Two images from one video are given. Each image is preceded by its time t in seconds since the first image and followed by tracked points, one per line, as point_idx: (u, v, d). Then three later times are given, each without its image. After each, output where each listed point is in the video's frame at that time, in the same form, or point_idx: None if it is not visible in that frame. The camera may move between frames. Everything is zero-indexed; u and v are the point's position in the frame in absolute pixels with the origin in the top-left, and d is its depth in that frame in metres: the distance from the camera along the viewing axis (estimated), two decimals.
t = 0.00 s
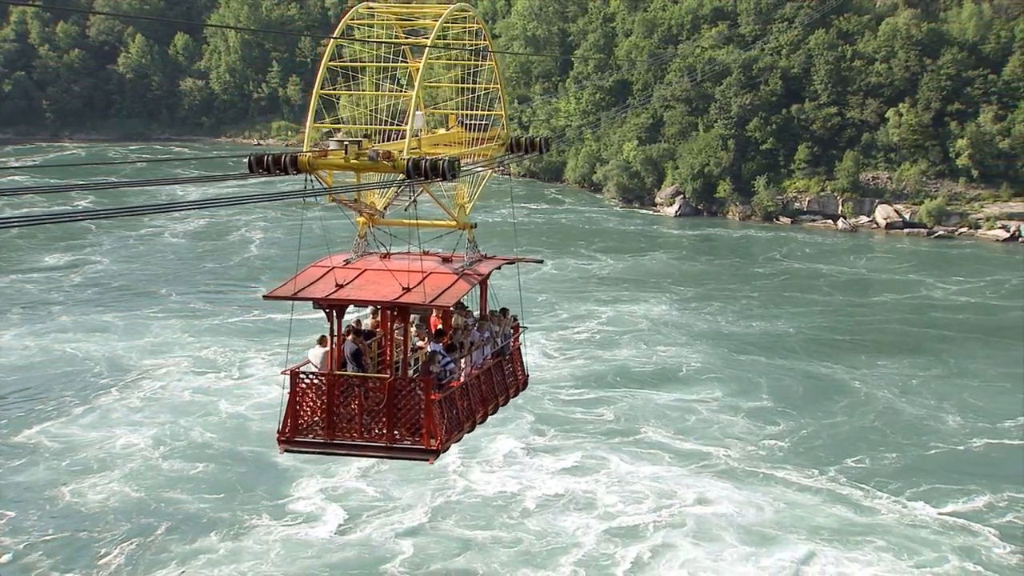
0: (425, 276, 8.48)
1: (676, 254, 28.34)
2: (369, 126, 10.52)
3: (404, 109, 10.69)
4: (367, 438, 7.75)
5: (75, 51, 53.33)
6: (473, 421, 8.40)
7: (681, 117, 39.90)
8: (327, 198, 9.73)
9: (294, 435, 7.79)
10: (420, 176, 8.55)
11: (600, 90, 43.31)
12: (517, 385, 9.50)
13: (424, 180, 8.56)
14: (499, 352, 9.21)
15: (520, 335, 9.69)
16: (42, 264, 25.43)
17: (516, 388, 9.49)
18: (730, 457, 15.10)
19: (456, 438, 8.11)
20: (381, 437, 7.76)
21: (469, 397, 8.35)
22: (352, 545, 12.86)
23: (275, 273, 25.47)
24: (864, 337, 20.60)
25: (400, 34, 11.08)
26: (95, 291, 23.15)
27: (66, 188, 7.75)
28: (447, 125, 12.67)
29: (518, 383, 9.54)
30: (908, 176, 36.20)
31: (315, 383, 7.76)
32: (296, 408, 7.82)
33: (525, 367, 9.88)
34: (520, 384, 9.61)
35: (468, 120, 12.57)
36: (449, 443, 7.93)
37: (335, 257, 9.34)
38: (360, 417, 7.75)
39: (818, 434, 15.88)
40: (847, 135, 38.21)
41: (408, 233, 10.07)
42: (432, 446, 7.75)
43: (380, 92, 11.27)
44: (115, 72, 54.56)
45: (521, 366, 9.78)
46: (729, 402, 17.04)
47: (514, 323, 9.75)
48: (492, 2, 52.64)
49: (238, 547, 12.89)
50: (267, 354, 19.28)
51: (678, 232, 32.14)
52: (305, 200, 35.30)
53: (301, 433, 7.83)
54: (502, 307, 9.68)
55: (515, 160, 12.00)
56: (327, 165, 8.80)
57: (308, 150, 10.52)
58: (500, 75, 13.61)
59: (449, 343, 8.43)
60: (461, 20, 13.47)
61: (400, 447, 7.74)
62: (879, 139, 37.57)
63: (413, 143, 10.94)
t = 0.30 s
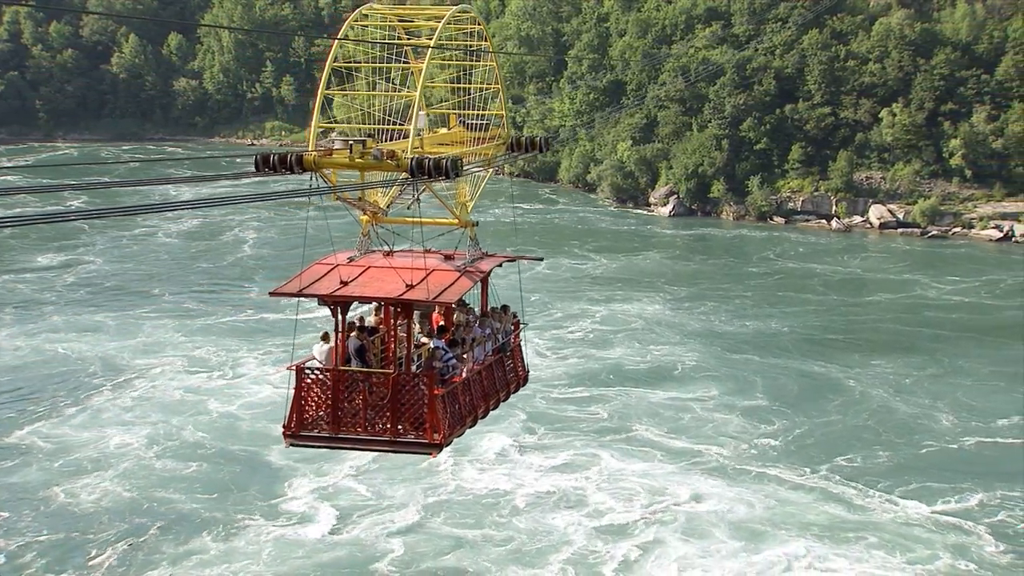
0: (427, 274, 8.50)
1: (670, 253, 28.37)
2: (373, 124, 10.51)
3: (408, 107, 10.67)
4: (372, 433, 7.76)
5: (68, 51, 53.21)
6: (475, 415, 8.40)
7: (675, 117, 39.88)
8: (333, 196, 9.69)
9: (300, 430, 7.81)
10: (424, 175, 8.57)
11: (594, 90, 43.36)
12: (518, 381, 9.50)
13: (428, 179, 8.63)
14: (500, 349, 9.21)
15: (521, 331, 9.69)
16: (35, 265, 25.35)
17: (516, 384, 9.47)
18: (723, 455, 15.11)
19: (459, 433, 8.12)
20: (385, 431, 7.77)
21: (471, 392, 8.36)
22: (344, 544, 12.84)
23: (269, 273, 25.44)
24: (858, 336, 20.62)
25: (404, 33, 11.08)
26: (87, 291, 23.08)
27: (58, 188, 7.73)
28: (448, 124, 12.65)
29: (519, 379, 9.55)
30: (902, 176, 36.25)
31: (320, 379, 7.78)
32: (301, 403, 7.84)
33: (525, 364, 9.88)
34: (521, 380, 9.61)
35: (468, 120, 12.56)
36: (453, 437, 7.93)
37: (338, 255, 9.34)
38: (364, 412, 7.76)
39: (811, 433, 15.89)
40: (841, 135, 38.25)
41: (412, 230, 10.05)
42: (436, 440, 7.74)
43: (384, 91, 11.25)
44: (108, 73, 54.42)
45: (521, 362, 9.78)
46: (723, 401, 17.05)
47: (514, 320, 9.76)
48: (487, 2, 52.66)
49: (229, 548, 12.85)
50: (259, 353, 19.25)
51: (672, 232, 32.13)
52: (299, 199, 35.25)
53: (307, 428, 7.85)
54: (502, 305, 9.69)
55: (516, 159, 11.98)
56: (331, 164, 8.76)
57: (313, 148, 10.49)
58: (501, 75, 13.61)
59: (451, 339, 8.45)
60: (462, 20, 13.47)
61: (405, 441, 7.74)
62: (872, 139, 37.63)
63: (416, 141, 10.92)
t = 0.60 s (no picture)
0: (430, 271, 8.50)
1: (664, 253, 28.40)
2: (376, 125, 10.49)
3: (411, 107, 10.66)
4: (376, 428, 7.78)
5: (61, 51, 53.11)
6: (477, 411, 8.41)
7: (669, 117, 39.91)
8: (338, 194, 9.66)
9: (305, 424, 7.84)
10: (427, 174, 8.53)
11: (587, 90, 43.41)
12: (518, 377, 9.51)
13: (431, 178, 8.57)
14: (501, 345, 9.21)
15: (521, 327, 9.69)
16: (28, 265, 25.29)
17: (517, 380, 9.47)
18: (717, 454, 15.10)
19: (462, 427, 8.13)
20: (389, 426, 7.80)
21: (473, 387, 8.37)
22: (337, 543, 12.82)
23: (262, 273, 25.41)
24: (851, 335, 20.64)
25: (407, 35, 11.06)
26: (80, 291, 23.03)
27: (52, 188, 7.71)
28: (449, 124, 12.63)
29: (519, 375, 9.55)
30: (896, 176, 36.31)
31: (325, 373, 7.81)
32: (307, 399, 7.87)
33: (524, 360, 9.87)
34: (522, 377, 9.62)
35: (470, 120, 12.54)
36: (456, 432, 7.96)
37: (341, 253, 9.33)
38: (368, 407, 7.78)
39: (804, 432, 15.89)
40: (835, 135, 38.32)
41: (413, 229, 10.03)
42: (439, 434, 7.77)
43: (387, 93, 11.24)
44: (101, 72, 54.29)
45: (521, 359, 9.77)
46: (717, 400, 17.04)
47: (513, 316, 9.76)
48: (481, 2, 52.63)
49: (222, 548, 12.82)
50: (251, 353, 19.22)
51: (666, 232, 32.14)
52: (293, 199, 35.22)
53: (312, 423, 7.89)
54: (501, 303, 9.69)
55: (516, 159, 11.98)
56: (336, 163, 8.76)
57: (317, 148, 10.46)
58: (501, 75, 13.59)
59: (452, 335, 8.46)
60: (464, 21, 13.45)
61: (408, 436, 7.76)
62: (866, 139, 37.70)
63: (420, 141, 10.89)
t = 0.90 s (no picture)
0: (434, 267, 8.56)
1: (658, 252, 28.41)
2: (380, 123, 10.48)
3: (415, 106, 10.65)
4: (380, 422, 7.93)
5: (55, 51, 53.10)
6: (480, 405, 8.54)
7: (664, 117, 39.94)
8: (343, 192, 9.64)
9: (311, 419, 7.98)
10: (431, 173, 8.54)
11: (582, 89, 43.42)
12: (520, 372, 9.57)
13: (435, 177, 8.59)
14: (503, 341, 9.29)
15: (522, 323, 9.74)
16: (21, 265, 25.24)
17: (519, 375, 9.55)
18: (710, 453, 15.09)
19: (465, 422, 8.28)
20: (393, 421, 7.95)
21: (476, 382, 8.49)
22: (330, 543, 12.79)
23: (257, 273, 25.37)
24: (845, 334, 20.67)
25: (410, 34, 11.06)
26: (73, 291, 22.98)
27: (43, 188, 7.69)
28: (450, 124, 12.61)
29: (521, 370, 9.62)
30: (890, 176, 36.38)
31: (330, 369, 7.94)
32: (312, 393, 8.00)
33: (526, 355, 9.93)
34: (524, 372, 9.69)
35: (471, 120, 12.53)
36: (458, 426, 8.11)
37: (345, 251, 9.33)
38: (373, 402, 7.93)
39: (798, 431, 15.89)
40: (829, 135, 38.37)
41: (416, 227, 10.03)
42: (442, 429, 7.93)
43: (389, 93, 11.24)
44: (94, 72, 54.21)
45: (523, 354, 9.83)
46: (713, 399, 17.03)
47: (515, 312, 9.81)
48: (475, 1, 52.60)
49: (215, 548, 12.80)
50: (242, 353, 19.17)
51: (660, 232, 32.14)
52: (287, 199, 35.19)
53: (317, 417, 8.03)
54: (503, 299, 9.73)
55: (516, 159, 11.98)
56: (341, 162, 8.74)
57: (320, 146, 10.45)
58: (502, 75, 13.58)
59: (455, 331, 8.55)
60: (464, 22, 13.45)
61: (412, 431, 7.92)
62: (861, 139, 37.76)
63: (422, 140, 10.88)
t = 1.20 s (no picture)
0: (438, 264, 8.55)
1: (653, 252, 28.41)
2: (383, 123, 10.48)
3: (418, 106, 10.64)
4: (384, 417, 7.93)
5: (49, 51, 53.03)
6: (482, 401, 8.54)
7: (659, 117, 39.94)
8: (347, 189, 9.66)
9: (316, 414, 7.97)
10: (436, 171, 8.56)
11: (577, 89, 43.40)
12: (520, 367, 9.57)
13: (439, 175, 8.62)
14: (504, 337, 9.28)
15: (523, 320, 9.74)
16: (15, 265, 25.17)
17: (520, 371, 9.55)
18: (702, 451, 15.07)
19: (468, 416, 8.28)
20: (397, 416, 7.95)
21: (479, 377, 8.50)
22: (322, 542, 12.76)
23: (251, 272, 25.33)
24: (839, 333, 20.69)
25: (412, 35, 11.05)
26: (66, 291, 22.93)
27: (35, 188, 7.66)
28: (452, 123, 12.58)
29: (521, 366, 9.62)
30: (885, 176, 36.41)
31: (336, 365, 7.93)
32: (317, 388, 7.99)
33: (526, 351, 9.92)
34: (524, 368, 9.68)
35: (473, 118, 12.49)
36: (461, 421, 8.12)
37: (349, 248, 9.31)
38: (377, 397, 7.92)
39: (792, 430, 15.89)
40: (824, 135, 38.40)
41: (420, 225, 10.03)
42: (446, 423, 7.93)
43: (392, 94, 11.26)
44: (89, 72, 54.10)
45: (523, 350, 9.83)
46: (708, 398, 17.01)
47: (516, 308, 9.80)
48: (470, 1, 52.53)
49: (208, 548, 12.77)
50: (236, 352, 19.13)
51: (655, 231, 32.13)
52: (282, 199, 35.15)
53: (322, 413, 8.01)
54: (504, 296, 9.72)
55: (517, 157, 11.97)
56: (347, 161, 8.76)
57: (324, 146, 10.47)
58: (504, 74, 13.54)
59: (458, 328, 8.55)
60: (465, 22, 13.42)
61: (416, 425, 7.92)
62: (855, 139, 37.77)
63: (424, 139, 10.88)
